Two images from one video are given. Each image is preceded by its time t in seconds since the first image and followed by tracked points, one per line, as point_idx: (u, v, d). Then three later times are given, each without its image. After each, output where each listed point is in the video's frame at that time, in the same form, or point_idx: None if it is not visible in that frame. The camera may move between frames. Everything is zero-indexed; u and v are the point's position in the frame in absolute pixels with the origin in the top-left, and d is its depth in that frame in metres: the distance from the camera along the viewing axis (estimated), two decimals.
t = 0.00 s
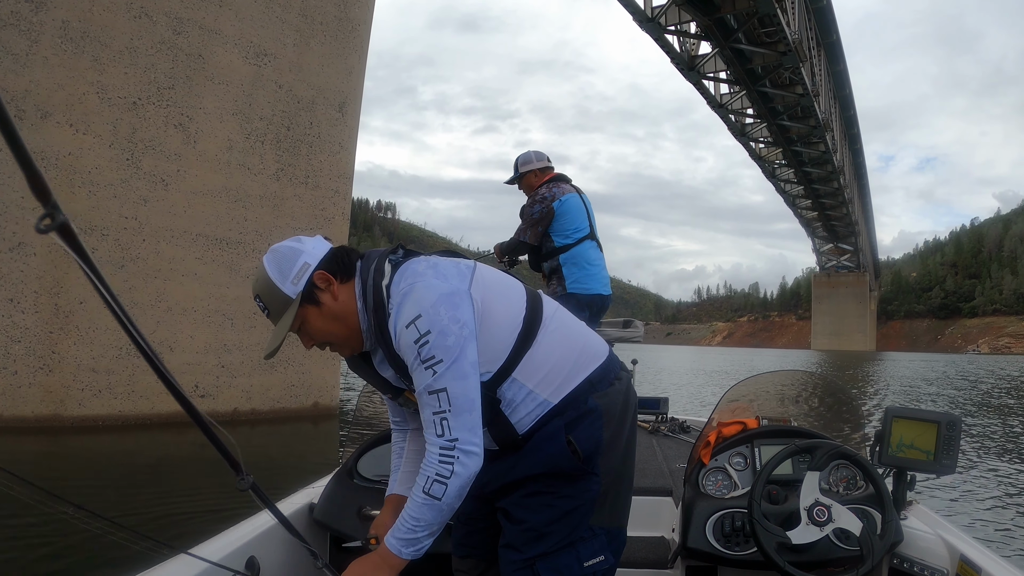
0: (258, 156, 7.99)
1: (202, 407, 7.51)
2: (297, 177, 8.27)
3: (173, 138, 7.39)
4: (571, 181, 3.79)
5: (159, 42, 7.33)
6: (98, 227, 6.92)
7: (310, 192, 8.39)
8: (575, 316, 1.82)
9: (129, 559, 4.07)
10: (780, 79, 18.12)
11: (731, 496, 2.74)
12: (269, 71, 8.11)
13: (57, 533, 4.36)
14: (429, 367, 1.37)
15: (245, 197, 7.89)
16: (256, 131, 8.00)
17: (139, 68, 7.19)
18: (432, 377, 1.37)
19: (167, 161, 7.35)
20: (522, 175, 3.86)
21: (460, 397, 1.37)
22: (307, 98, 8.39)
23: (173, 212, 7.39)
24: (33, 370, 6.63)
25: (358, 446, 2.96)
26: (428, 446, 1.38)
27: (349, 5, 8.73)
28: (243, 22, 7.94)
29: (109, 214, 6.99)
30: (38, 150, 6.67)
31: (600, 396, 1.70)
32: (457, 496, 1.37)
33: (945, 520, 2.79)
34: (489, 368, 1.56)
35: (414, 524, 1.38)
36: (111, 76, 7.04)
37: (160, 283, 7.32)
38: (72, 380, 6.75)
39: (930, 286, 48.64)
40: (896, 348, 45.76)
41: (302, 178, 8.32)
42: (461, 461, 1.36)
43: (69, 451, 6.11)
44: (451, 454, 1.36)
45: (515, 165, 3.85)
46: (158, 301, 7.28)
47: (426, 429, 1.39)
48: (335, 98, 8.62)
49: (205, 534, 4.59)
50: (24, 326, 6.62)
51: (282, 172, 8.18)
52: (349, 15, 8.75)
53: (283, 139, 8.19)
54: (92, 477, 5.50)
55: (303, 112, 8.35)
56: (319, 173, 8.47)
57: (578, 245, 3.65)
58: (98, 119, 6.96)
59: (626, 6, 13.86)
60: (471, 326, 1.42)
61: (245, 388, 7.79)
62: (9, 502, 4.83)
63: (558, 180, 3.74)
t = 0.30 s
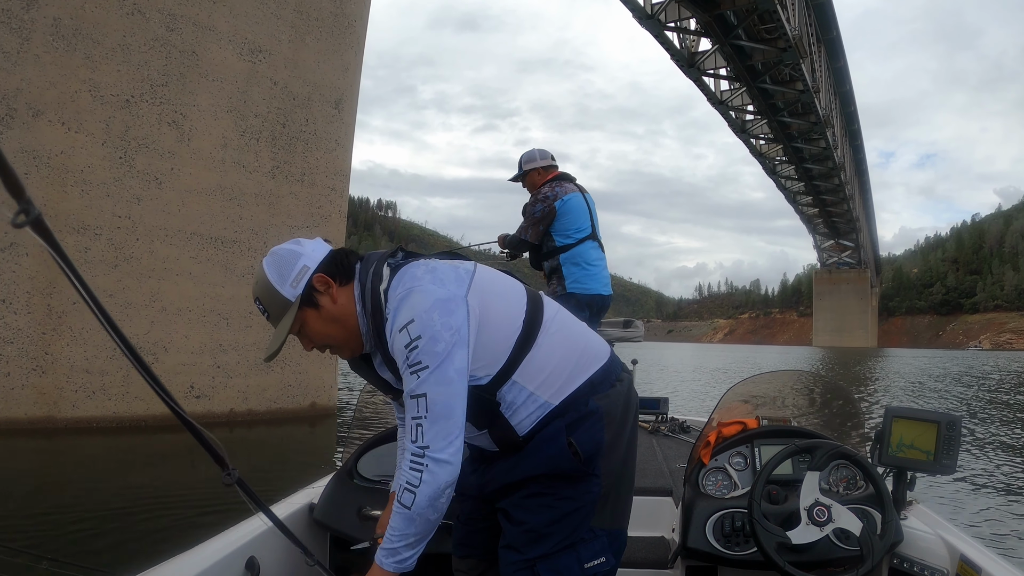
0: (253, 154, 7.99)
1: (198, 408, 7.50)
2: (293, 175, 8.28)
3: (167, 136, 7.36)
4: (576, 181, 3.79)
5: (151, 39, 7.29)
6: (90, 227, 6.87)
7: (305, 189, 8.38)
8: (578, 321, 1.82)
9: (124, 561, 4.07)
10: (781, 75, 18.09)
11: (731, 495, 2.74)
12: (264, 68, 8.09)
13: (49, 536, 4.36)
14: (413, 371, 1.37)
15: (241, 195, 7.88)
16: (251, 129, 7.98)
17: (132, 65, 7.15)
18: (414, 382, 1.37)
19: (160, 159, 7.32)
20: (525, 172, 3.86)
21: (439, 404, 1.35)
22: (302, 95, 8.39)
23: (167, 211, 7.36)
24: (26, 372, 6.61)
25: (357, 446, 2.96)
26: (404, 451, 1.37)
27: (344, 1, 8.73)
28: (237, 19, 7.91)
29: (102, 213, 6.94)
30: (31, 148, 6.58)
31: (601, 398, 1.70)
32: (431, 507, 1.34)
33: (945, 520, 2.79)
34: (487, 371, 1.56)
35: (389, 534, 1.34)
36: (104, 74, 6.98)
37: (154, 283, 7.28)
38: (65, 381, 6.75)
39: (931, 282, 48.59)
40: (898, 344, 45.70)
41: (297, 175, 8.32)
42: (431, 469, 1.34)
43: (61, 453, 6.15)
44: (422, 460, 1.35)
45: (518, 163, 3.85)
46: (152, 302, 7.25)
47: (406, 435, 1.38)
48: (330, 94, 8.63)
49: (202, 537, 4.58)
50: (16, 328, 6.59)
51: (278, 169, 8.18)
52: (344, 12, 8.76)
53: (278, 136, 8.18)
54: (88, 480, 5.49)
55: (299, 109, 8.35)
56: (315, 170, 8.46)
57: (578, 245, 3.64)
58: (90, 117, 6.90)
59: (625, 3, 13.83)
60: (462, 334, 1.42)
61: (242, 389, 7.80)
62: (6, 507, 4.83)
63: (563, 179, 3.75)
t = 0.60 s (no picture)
0: (251, 149, 7.98)
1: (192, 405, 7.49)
2: (292, 170, 8.30)
3: (162, 130, 7.32)
4: (585, 180, 3.78)
5: (148, 32, 7.25)
6: (85, 221, 6.84)
7: (303, 184, 8.40)
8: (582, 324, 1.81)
9: (120, 561, 4.07)
10: (784, 72, 18.06)
11: (731, 495, 2.74)
12: (262, 62, 8.09)
13: (44, 537, 4.35)
14: (399, 390, 1.38)
15: (238, 190, 7.88)
16: (249, 123, 7.96)
17: (128, 58, 7.12)
18: (399, 400, 1.37)
19: (156, 153, 7.28)
20: (536, 171, 3.90)
21: (421, 424, 1.36)
22: (301, 89, 8.40)
23: (163, 206, 7.34)
24: (19, 368, 6.61)
25: (357, 447, 2.96)
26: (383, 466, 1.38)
27: None
28: (235, 11, 7.90)
29: (97, 208, 6.91)
30: (25, 142, 6.57)
31: (603, 401, 1.70)
32: (408, 527, 1.35)
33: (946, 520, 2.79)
34: (485, 381, 1.56)
35: (372, 555, 1.34)
36: (99, 67, 6.94)
37: (150, 278, 7.27)
38: (59, 378, 6.75)
39: (932, 281, 48.56)
40: (899, 343, 45.65)
41: (295, 170, 8.33)
42: (406, 488, 1.35)
43: (54, 449, 6.15)
44: (399, 478, 1.36)
45: (530, 161, 3.89)
46: (147, 297, 7.24)
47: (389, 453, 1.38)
48: (330, 89, 8.65)
49: (198, 537, 4.55)
50: (10, 324, 6.60)
51: (276, 164, 8.18)
52: (343, 5, 8.80)
53: (276, 131, 8.19)
54: (83, 477, 5.51)
55: (298, 103, 8.35)
56: (312, 165, 8.47)
57: (578, 245, 3.64)
58: (86, 110, 6.85)
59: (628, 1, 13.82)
60: (453, 355, 1.41)
61: (238, 386, 7.81)
62: None
63: (571, 178, 3.75)
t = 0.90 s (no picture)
0: (248, 146, 7.96)
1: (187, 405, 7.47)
2: (289, 167, 8.26)
3: (159, 126, 7.34)
4: (590, 179, 3.78)
5: (144, 28, 7.27)
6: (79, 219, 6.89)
7: (301, 181, 8.37)
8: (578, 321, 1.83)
9: (114, 563, 4.08)
10: (787, 72, 18.03)
11: (731, 496, 2.74)
12: (259, 58, 8.06)
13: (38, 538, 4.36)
14: (438, 372, 1.37)
15: (235, 187, 7.86)
16: (246, 119, 7.95)
17: (124, 53, 7.15)
18: (443, 381, 1.36)
19: (152, 150, 7.30)
20: (543, 169, 3.91)
21: (477, 394, 1.37)
22: (299, 85, 8.38)
23: (159, 203, 7.36)
24: (12, 367, 6.63)
25: (357, 447, 2.97)
26: (455, 445, 1.37)
27: None
28: (233, 7, 7.87)
29: (91, 205, 6.94)
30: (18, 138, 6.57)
31: (602, 399, 1.70)
32: (487, 489, 1.37)
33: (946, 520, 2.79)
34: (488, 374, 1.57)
35: (437, 519, 1.38)
36: (96, 63, 7.00)
37: (145, 276, 7.30)
38: (52, 377, 6.77)
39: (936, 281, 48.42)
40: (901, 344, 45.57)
41: (293, 167, 8.30)
42: (491, 456, 1.36)
43: (47, 449, 6.16)
44: (481, 448, 1.36)
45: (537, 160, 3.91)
46: (141, 296, 7.26)
47: (448, 431, 1.38)
48: (329, 85, 8.62)
49: (193, 539, 4.55)
50: (3, 322, 6.63)
51: (273, 160, 8.15)
52: None
53: (274, 128, 8.16)
54: (77, 476, 5.56)
55: (296, 100, 8.34)
56: (311, 162, 8.43)
57: (576, 246, 3.64)
58: (80, 106, 6.90)
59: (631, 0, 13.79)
60: (470, 327, 1.43)
61: (234, 385, 7.81)
62: None
63: (575, 178, 3.75)
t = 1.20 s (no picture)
0: (242, 147, 7.95)
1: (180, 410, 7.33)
2: (284, 169, 8.26)
3: (152, 128, 7.33)
4: (582, 177, 3.78)
5: (136, 28, 7.25)
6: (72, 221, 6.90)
7: (297, 183, 8.36)
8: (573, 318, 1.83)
9: (109, 567, 4.07)
10: (786, 72, 18.01)
11: (731, 495, 2.73)
12: (254, 58, 8.06)
13: (30, 543, 4.35)
14: (445, 359, 1.37)
15: (229, 189, 7.85)
16: (240, 121, 7.94)
17: (117, 55, 7.14)
18: (453, 367, 1.36)
19: (145, 152, 7.30)
20: (535, 170, 3.91)
21: (489, 375, 1.38)
22: (294, 86, 8.37)
23: (152, 205, 7.35)
24: (5, 372, 6.62)
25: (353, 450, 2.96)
26: (469, 426, 1.37)
27: None
28: (227, 8, 7.86)
29: (84, 207, 6.95)
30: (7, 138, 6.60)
31: (598, 397, 1.70)
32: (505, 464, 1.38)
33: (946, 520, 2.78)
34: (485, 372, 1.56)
35: (451, 491, 1.39)
36: (87, 64, 6.98)
37: (138, 280, 7.29)
38: (44, 382, 6.74)
39: (936, 280, 48.41)
40: (902, 343, 45.51)
41: (288, 169, 8.29)
42: (509, 433, 1.37)
43: (40, 454, 6.13)
44: (498, 426, 1.37)
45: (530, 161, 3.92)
46: (135, 300, 7.25)
47: (462, 413, 1.38)
48: (324, 86, 8.61)
49: (187, 544, 4.53)
50: None
51: (268, 162, 8.16)
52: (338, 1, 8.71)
53: (269, 129, 8.16)
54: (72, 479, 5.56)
55: (291, 101, 8.33)
56: (306, 164, 8.44)
57: (570, 245, 3.65)
58: (72, 108, 6.88)
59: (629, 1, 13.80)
60: (472, 315, 1.44)
61: (229, 389, 7.80)
62: None
63: (567, 176, 3.76)
